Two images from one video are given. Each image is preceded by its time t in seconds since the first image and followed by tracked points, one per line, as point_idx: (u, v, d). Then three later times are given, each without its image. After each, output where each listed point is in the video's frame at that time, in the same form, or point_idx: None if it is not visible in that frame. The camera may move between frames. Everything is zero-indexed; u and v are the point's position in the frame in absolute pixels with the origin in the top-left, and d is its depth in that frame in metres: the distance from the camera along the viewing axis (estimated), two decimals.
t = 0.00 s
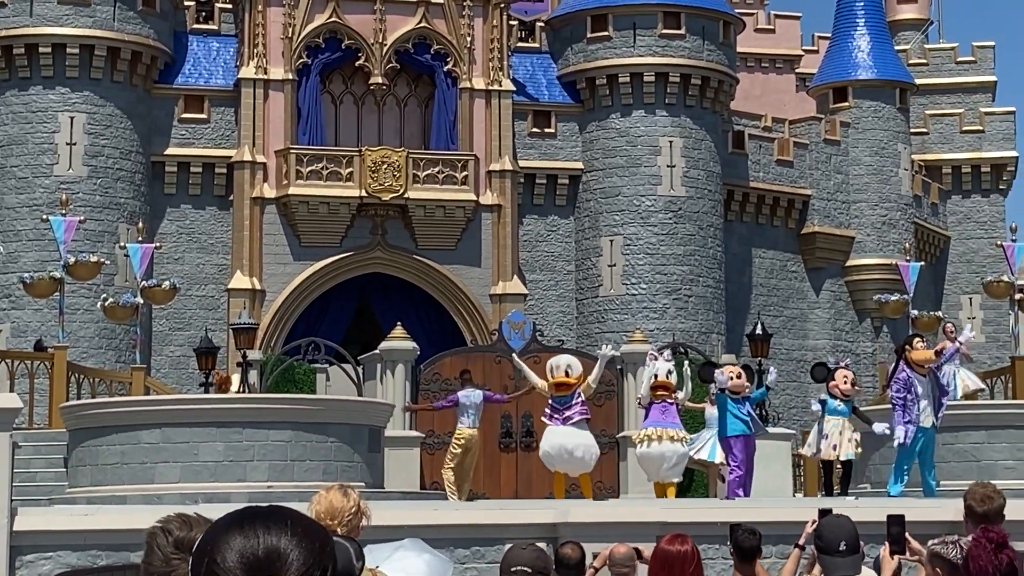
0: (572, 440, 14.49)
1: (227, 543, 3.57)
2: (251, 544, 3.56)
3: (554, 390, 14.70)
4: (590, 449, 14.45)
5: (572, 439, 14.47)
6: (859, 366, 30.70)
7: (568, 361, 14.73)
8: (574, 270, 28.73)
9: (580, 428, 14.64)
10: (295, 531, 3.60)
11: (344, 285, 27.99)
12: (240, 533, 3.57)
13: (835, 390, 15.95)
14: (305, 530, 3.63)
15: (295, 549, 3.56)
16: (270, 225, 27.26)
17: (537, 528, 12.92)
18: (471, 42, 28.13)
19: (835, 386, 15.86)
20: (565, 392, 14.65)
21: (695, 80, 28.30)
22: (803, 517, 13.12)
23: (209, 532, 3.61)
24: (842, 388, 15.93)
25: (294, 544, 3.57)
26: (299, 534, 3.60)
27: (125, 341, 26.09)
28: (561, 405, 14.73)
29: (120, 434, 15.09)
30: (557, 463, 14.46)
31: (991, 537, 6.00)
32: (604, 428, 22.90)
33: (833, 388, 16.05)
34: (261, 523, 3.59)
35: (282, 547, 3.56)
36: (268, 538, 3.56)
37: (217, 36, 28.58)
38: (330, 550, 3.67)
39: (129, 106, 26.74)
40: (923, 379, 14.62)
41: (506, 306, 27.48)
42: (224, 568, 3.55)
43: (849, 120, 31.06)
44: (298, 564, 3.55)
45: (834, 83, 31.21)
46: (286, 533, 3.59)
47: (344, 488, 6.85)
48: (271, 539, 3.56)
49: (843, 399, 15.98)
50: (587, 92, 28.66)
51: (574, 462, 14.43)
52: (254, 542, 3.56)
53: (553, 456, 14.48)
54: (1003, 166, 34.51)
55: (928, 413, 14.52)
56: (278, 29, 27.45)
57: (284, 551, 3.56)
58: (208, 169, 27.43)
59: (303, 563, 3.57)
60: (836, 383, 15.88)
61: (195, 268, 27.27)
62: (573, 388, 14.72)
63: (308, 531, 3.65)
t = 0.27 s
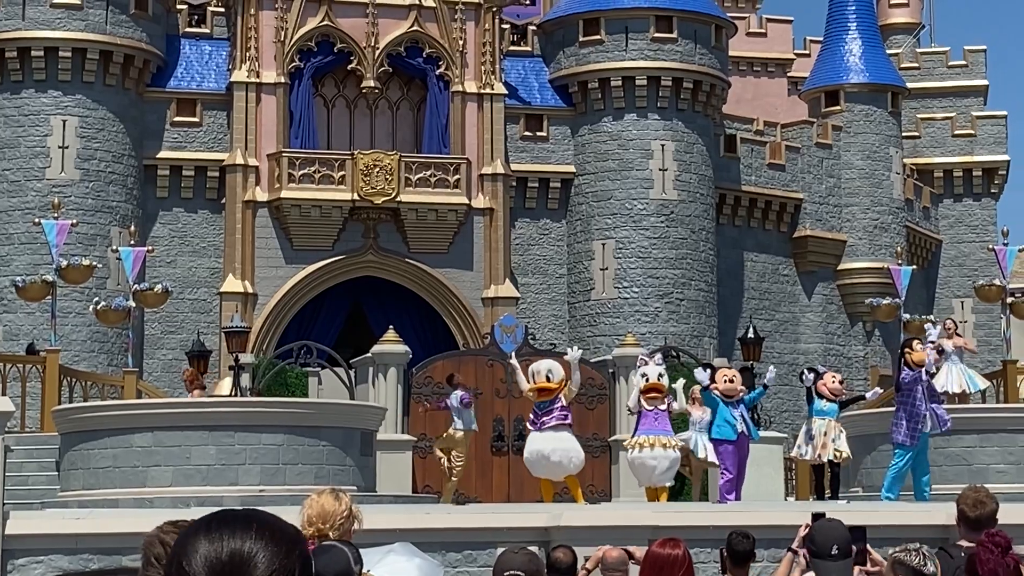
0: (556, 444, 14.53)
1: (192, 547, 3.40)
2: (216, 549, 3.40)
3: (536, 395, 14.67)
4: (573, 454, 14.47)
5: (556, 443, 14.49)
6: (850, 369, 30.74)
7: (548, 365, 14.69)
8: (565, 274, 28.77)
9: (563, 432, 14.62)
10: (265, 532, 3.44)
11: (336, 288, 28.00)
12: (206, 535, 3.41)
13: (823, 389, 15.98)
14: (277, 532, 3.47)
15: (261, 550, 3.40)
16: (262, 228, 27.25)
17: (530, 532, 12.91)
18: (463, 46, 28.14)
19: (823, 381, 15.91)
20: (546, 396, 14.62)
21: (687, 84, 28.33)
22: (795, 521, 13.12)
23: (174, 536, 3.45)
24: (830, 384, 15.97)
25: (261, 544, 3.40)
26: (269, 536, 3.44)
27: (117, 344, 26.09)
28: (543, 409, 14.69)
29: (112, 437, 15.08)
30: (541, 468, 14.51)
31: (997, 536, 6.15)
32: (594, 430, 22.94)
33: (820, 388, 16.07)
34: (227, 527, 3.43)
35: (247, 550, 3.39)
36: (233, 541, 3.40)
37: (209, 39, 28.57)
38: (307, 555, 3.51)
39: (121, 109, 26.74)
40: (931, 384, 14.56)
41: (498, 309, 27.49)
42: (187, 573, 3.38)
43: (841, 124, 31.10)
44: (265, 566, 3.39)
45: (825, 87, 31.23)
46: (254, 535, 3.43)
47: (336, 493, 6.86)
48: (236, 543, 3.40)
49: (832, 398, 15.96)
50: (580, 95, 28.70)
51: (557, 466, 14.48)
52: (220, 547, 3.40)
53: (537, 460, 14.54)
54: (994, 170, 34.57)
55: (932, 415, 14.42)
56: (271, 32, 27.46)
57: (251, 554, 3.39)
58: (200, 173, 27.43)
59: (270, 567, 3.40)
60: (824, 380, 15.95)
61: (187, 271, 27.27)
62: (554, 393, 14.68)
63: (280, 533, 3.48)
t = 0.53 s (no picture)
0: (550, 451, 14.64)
1: (158, 549, 3.45)
2: (182, 551, 3.44)
3: (533, 401, 14.86)
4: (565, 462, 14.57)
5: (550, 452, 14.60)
6: (846, 373, 30.73)
7: (546, 372, 14.88)
8: (561, 278, 28.75)
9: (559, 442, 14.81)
10: (233, 535, 3.48)
11: (331, 292, 27.98)
12: (171, 540, 3.45)
13: (817, 392, 15.94)
14: (248, 536, 3.50)
15: (226, 551, 3.43)
16: (257, 231, 27.24)
17: (525, 536, 12.88)
18: (459, 49, 28.13)
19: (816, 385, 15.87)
20: (543, 402, 14.80)
21: (683, 88, 28.32)
22: (791, 526, 13.08)
23: (143, 544, 3.49)
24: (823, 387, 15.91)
25: (227, 546, 3.44)
26: (238, 538, 3.47)
27: (112, 348, 26.06)
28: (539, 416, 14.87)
29: (106, 441, 15.04)
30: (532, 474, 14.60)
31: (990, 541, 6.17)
32: (590, 434, 22.75)
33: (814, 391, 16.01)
34: (194, 529, 3.48)
35: (213, 551, 3.43)
36: (198, 543, 3.44)
37: (205, 42, 28.56)
38: (278, 562, 3.54)
39: (117, 113, 26.71)
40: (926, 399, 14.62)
41: (494, 313, 27.48)
42: (152, 574, 3.43)
43: (836, 128, 31.09)
44: (230, 565, 3.42)
45: (820, 90, 31.23)
46: (222, 537, 3.46)
47: (331, 497, 6.83)
48: (201, 546, 3.44)
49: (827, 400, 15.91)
50: (575, 99, 28.69)
51: (549, 473, 14.58)
52: (186, 550, 3.44)
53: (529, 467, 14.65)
54: (990, 174, 34.58)
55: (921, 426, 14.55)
56: (266, 36, 27.44)
57: (215, 553, 3.43)
58: (195, 176, 27.41)
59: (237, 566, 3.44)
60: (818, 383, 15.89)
61: (182, 274, 27.26)
62: (552, 402, 14.84)
63: (250, 535, 3.52)
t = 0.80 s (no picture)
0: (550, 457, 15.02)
1: (118, 551, 3.26)
2: (142, 552, 3.25)
3: (538, 406, 15.21)
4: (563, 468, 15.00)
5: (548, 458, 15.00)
6: (844, 377, 30.74)
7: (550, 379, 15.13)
8: (560, 281, 28.77)
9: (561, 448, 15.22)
10: (196, 539, 3.27)
11: (329, 296, 27.99)
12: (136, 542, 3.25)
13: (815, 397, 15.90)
14: (214, 537, 3.29)
15: (188, 552, 3.23)
16: (256, 235, 27.24)
17: (523, 540, 12.87)
18: (457, 53, 28.14)
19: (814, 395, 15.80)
20: (547, 409, 15.16)
21: (682, 92, 28.32)
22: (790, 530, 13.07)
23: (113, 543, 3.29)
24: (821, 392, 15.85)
25: (193, 550, 3.24)
26: (204, 540, 3.27)
27: (111, 351, 26.06)
28: (543, 420, 15.20)
29: (105, 444, 15.05)
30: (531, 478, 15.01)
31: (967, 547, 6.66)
32: (588, 438, 22.80)
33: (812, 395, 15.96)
34: (156, 532, 3.27)
35: (175, 555, 3.23)
36: (160, 543, 3.25)
37: (204, 46, 28.58)
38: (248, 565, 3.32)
39: (116, 116, 26.72)
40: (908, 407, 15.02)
41: (492, 316, 27.44)
42: None
43: (835, 131, 31.09)
44: (193, 567, 3.23)
45: (819, 94, 31.27)
46: (190, 541, 3.26)
47: (330, 499, 6.84)
48: (163, 548, 3.24)
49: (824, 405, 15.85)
50: (574, 103, 28.67)
51: (549, 477, 14.99)
52: (146, 550, 3.25)
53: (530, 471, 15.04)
54: (989, 177, 34.60)
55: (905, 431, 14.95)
56: (265, 39, 27.46)
57: (179, 558, 3.23)
58: (194, 180, 27.42)
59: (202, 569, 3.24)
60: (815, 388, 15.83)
61: (181, 278, 27.27)
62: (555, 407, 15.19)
63: (217, 537, 3.32)
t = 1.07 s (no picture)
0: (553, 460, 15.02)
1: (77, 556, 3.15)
2: (100, 554, 3.14)
3: (542, 406, 15.21)
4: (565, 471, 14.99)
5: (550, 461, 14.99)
6: (846, 381, 30.73)
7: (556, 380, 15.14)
8: (561, 285, 28.77)
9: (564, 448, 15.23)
10: (156, 538, 3.14)
11: (331, 299, 28.00)
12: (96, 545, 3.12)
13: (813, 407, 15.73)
14: (179, 538, 3.15)
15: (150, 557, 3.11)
16: (257, 238, 27.21)
17: (524, 544, 12.86)
18: (459, 57, 28.15)
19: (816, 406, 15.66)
20: (550, 410, 15.15)
21: (683, 95, 28.32)
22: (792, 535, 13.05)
23: (79, 546, 3.18)
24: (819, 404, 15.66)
25: (153, 553, 3.11)
26: (166, 545, 3.14)
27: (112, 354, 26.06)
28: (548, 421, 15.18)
29: (107, 448, 15.05)
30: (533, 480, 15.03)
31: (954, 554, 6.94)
32: (590, 442, 22.76)
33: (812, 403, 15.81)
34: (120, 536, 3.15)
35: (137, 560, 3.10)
36: (118, 550, 3.13)
37: (205, 49, 28.60)
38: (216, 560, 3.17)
39: (117, 119, 26.74)
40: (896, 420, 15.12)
41: (493, 319, 27.47)
42: None
43: (836, 135, 31.09)
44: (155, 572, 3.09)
45: (820, 98, 31.27)
46: (152, 544, 3.13)
47: (332, 504, 6.84)
48: (124, 551, 3.12)
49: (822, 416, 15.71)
50: (575, 106, 28.71)
51: (551, 480, 15.00)
52: (106, 555, 3.13)
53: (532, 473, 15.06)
54: (990, 181, 34.61)
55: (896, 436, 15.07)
56: (267, 43, 27.46)
57: (137, 559, 3.11)
58: (195, 183, 27.44)
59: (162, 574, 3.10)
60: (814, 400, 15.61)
61: (182, 281, 27.27)
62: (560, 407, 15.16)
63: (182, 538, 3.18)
